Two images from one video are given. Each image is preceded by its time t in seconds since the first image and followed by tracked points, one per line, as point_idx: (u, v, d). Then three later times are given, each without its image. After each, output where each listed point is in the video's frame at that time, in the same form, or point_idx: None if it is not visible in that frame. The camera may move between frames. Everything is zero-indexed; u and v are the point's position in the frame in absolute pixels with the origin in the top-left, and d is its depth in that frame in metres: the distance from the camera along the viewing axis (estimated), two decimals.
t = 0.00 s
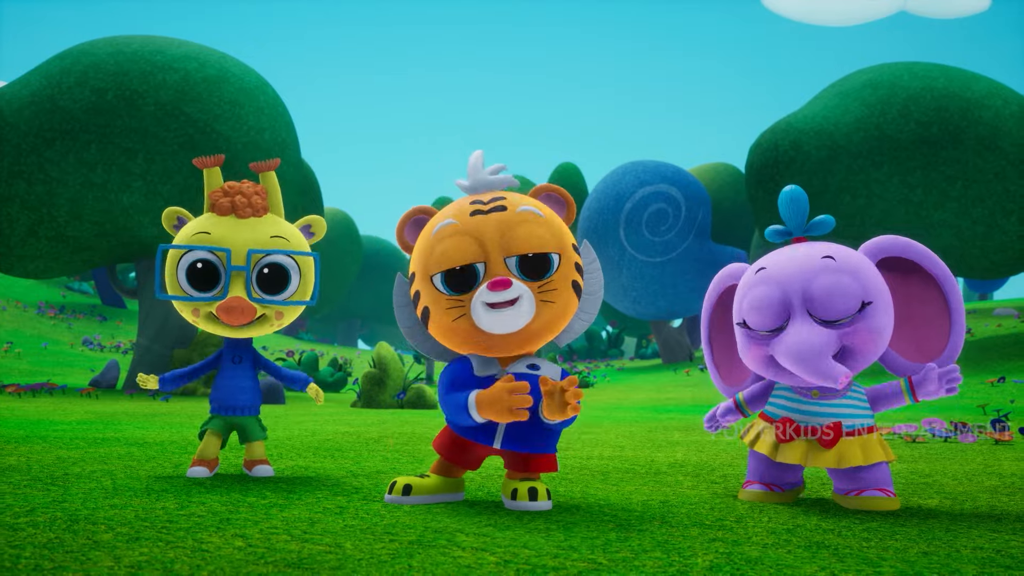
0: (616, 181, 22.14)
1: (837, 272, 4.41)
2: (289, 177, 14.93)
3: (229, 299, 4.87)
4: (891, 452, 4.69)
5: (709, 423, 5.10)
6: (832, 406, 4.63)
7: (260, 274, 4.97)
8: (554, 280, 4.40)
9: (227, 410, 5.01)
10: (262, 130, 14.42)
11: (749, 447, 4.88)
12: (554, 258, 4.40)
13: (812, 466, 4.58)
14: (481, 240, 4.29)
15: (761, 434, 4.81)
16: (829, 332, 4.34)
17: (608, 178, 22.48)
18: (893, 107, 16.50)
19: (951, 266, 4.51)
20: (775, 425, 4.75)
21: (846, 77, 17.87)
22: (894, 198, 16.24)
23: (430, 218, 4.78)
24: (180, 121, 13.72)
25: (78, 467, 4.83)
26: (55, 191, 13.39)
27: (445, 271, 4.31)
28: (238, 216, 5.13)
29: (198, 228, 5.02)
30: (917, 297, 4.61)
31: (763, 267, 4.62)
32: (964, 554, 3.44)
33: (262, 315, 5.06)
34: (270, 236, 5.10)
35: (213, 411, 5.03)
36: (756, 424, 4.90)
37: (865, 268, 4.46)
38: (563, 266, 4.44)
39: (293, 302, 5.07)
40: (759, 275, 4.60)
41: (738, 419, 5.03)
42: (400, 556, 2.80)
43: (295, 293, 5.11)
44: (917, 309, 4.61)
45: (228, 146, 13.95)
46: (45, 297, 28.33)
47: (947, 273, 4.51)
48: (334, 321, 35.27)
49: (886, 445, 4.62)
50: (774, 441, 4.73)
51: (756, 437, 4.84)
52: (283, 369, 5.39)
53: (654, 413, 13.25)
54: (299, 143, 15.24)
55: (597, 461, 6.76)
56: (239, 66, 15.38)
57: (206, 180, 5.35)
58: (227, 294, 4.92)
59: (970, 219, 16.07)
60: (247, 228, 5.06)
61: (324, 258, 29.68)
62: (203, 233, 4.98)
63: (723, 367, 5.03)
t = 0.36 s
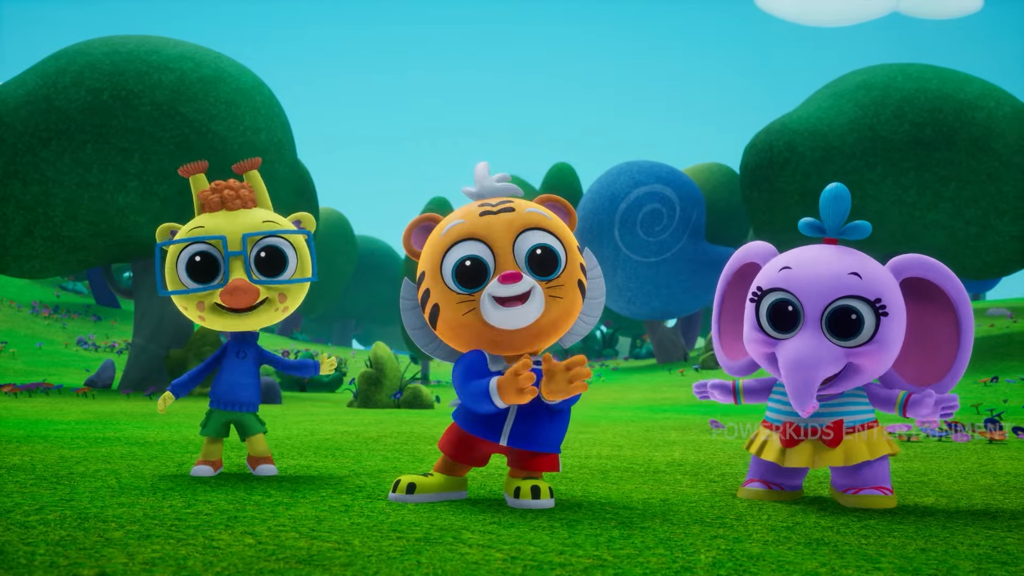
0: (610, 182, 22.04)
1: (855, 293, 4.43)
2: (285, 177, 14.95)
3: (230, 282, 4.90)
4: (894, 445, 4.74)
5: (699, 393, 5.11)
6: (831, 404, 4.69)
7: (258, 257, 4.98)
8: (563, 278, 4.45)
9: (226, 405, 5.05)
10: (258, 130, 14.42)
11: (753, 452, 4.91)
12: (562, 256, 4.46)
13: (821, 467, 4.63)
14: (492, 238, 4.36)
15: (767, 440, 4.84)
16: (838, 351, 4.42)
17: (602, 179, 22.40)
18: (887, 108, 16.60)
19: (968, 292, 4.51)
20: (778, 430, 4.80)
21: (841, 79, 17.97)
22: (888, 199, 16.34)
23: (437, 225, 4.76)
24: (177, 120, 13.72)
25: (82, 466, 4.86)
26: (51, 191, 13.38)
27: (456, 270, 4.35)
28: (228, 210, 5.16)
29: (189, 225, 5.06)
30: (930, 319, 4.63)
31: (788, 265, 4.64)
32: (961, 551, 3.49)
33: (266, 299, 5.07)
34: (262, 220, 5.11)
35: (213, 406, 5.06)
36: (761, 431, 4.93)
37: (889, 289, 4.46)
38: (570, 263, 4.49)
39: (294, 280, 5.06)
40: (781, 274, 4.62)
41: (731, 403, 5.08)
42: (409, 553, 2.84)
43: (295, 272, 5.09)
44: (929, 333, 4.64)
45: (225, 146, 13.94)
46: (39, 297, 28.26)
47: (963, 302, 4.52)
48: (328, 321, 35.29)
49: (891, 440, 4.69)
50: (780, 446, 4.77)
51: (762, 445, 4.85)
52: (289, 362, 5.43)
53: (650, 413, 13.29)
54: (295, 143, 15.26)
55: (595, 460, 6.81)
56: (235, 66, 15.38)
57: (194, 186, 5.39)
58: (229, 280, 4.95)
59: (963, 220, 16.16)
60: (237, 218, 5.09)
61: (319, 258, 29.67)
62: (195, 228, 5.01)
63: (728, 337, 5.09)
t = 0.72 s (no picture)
0: (605, 182, 22.33)
1: (840, 295, 4.47)
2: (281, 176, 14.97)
3: (243, 280, 4.94)
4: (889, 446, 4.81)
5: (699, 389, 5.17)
6: (827, 405, 4.76)
7: (275, 263, 5.03)
8: (528, 316, 4.32)
9: (238, 404, 5.09)
10: (254, 131, 14.43)
11: (751, 451, 4.97)
12: (530, 293, 4.30)
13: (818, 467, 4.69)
14: (452, 277, 4.25)
15: (764, 439, 4.90)
16: (831, 354, 4.49)
17: (597, 179, 22.64)
18: (881, 109, 16.70)
19: (948, 273, 4.58)
20: (777, 429, 4.86)
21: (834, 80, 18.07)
22: (882, 199, 16.43)
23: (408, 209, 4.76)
24: (173, 121, 13.73)
25: (87, 466, 4.88)
26: (46, 190, 13.38)
27: (417, 303, 4.33)
28: (261, 210, 5.24)
29: (222, 213, 5.12)
30: (914, 305, 4.69)
31: (769, 276, 4.66)
32: (957, 548, 3.55)
33: (271, 304, 5.11)
34: (290, 230, 5.19)
35: (225, 406, 5.10)
36: (758, 430, 5.00)
37: (871, 285, 4.50)
38: (540, 297, 4.34)
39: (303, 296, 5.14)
40: (763, 286, 4.65)
41: (730, 407, 5.13)
42: (417, 549, 2.88)
43: (307, 288, 5.18)
44: (916, 314, 4.70)
45: (221, 146, 13.94)
46: (33, 296, 28.18)
47: (944, 282, 4.59)
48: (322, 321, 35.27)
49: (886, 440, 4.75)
50: (778, 445, 4.83)
51: (759, 444, 4.91)
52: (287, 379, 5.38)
53: (645, 413, 13.37)
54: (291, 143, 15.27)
55: (594, 459, 6.86)
56: (231, 66, 15.39)
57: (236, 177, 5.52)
58: (241, 276, 4.98)
59: (956, 220, 16.27)
60: (269, 220, 5.16)
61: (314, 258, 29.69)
62: (228, 217, 5.07)
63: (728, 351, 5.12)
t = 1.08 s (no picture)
0: (599, 183, 22.26)
1: (831, 276, 4.56)
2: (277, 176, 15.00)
3: (239, 292, 4.98)
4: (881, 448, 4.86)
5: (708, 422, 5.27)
6: (825, 404, 4.78)
7: (267, 267, 5.06)
8: (503, 293, 4.37)
9: (235, 407, 5.13)
10: (250, 131, 14.43)
11: (745, 442, 5.04)
12: (510, 265, 4.37)
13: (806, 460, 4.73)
14: (440, 242, 4.43)
15: (754, 430, 4.96)
16: (827, 332, 4.50)
17: (591, 180, 22.58)
18: (874, 110, 16.81)
19: (939, 270, 4.69)
20: (768, 421, 4.91)
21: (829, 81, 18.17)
22: (875, 200, 16.53)
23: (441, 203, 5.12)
24: (168, 121, 13.73)
25: (90, 465, 4.91)
26: (42, 190, 13.36)
27: (412, 266, 4.52)
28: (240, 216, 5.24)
29: (200, 230, 5.13)
30: (910, 299, 4.78)
31: (763, 267, 4.77)
32: (954, 545, 3.61)
33: (272, 308, 5.14)
34: (272, 229, 5.19)
35: (222, 407, 5.15)
36: (750, 420, 5.04)
37: (861, 269, 4.61)
38: (518, 275, 4.40)
39: (302, 292, 5.12)
40: (757, 276, 4.75)
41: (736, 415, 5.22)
42: (425, 546, 2.92)
43: (303, 283, 5.16)
44: (909, 311, 4.79)
45: (217, 146, 13.95)
46: (27, 296, 28.11)
47: (936, 278, 4.69)
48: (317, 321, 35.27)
49: (874, 438, 4.80)
50: (768, 437, 4.87)
51: (751, 431, 4.97)
52: (292, 363, 5.50)
53: (640, 412, 13.45)
54: (287, 143, 15.30)
55: (592, 458, 6.91)
56: (227, 66, 15.40)
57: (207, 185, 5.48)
58: (237, 289, 5.01)
59: (949, 221, 16.38)
60: (249, 226, 5.16)
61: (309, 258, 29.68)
62: (206, 233, 5.08)
63: (720, 361, 5.21)
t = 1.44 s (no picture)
0: (593, 183, 22.34)
1: (853, 287, 4.60)
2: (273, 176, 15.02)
3: (244, 301, 5.03)
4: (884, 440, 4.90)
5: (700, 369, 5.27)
6: (825, 402, 4.84)
7: (274, 276, 5.11)
8: (504, 292, 4.40)
9: (239, 409, 5.16)
10: (245, 131, 14.43)
11: (751, 449, 5.06)
12: (511, 264, 4.40)
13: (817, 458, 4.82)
14: (443, 242, 4.47)
15: (765, 437, 4.98)
16: (835, 341, 4.58)
17: (586, 180, 22.67)
18: (868, 112, 16.92)
19: (959, 305, 4.72)
20: (775, 426, 4.95)
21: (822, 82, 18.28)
22: (869, 200, 16.63)
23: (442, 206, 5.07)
24: (164, 121, 13.74)
25: (94, 464, 4.94)
26: (37, 190, 13.36)
27: (416, 267, 4.57)
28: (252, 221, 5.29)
29: (212, 232, 5.18)
30: (921, 328, 4.82)
31: (791, 260, 4.80)
32: (950, 541, 3.67)
33: (276, 316, 5.19)
34: (282, 239, 5.24)
35: (226, 410, 5.17)
36: (757, 428, 5.08)
37: (884, 287, 4.65)
38: (519, 275, 4.43)
39: (305, 304, 5.20)
40: (784, 266, 4.78)
41: (725, 391, 5.25)
42: (432, 543, 2.97)
43: (307, 295, 5.23)
44: (919, 336, 4.83)
45: (212, 146, 13.95)
46: (20, 296, 28.03)
47: (953, 312, 4.73)
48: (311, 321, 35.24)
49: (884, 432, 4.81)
50: (778, 441, 4.91)
51: (759, 441, 4.99)
52: (296, 366, 5.53)
53: (636, 412, 13.50)
54: (283, 143, 15.32)
55: (590, 457, 6.96)
56: (223, 66, 15.41)
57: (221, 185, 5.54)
58: (242, 296, 5.07)
59: (942, 221, 16.48)
60: (260, 233, 5.21)
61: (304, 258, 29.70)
62: (217, 237, 5.13)
63: (727, 329, 5.25)
